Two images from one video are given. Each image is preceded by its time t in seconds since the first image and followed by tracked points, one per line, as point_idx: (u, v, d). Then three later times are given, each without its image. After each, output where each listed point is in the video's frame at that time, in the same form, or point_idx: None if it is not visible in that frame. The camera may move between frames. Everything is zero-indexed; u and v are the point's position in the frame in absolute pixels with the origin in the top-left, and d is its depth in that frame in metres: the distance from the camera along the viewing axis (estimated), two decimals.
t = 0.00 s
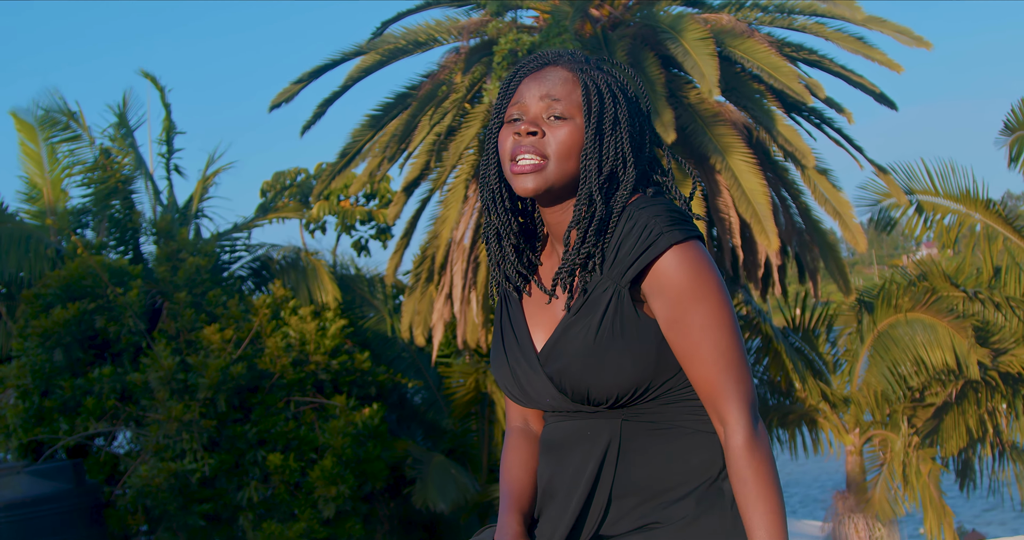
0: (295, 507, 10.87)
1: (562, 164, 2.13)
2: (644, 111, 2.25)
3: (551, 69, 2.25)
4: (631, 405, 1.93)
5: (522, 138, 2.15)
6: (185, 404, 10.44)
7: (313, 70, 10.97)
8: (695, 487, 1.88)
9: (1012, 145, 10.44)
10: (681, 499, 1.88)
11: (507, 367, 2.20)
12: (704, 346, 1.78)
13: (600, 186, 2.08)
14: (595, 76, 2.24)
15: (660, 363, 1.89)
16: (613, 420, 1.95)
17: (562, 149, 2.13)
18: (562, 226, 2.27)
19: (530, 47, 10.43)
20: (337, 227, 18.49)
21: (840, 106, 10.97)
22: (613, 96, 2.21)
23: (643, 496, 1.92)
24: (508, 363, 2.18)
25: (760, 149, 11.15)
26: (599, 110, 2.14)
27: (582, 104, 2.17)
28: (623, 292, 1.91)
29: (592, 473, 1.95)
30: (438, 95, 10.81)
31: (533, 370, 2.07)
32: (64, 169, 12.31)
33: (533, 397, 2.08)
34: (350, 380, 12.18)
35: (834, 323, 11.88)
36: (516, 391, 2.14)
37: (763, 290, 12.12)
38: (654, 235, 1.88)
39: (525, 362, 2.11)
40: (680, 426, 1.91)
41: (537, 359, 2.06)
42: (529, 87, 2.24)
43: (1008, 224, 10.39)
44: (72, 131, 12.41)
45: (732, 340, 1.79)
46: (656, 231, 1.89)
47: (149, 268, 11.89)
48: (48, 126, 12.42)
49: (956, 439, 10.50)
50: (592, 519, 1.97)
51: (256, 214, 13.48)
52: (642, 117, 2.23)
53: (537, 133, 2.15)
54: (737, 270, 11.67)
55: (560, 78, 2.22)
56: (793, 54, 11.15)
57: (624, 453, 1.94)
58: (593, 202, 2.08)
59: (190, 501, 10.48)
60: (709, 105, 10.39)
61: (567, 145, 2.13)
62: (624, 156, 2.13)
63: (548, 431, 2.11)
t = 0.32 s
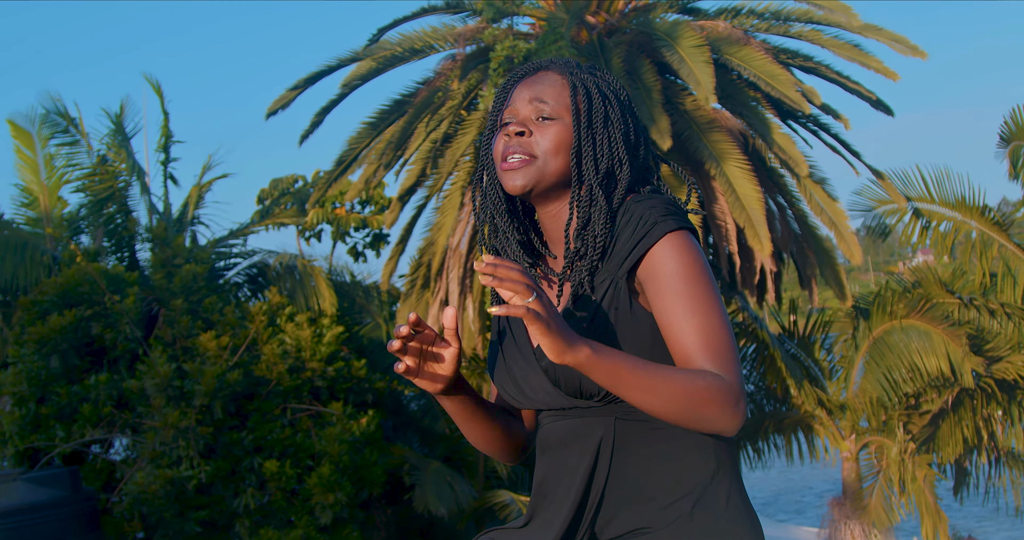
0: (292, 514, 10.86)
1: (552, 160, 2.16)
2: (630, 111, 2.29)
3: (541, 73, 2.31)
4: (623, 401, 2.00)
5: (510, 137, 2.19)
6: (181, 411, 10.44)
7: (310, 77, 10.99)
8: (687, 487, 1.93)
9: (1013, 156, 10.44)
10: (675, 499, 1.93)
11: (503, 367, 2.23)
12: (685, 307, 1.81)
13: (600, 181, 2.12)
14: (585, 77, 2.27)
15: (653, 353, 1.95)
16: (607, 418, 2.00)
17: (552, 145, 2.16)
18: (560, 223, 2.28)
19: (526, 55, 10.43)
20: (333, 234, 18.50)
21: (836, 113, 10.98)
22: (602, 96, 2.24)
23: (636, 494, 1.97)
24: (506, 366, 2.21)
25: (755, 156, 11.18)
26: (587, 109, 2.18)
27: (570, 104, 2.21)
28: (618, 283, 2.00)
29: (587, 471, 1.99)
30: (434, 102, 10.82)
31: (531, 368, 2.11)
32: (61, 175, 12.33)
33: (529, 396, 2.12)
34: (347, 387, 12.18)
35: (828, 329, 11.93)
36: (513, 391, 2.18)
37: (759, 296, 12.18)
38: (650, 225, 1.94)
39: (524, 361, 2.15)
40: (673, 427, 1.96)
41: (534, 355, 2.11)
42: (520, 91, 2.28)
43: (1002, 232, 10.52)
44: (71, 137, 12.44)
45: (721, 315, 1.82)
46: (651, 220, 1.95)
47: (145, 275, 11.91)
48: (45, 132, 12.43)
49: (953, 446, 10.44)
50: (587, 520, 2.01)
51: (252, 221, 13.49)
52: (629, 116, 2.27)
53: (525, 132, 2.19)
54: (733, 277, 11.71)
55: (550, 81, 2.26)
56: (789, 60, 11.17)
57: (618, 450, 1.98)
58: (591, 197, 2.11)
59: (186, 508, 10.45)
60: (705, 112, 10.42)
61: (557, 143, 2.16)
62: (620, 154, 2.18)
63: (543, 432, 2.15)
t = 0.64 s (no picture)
0: (288, 516, 10.87)
1: (546, 169, 2.15)
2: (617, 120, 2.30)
3: (527, 89, 2.32)
4: (618, 395, 2.01)
5: (504, 149, 2.17)
6: (178, 413, 10.44)
7: (306, 80, 11.00)
8: (678, 486, 1.92)
9: (1001, 159, 10.42)
10: (664, 496, 1.93)
11: (507, 371, 2.25)
12: (669, 301, 1.81)
13: (591, 182, 2.11)
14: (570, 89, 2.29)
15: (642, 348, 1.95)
16: (602, 411, 2.02)
17: (545, 155, 2.16)
18: (559, 233, 2.27)
19: (523, 57, 10.43)
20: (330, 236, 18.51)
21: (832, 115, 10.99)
22: (589, 106, 2.26)
23: (628, 489, 1.97)
24: (507, 365, 2.23)
25: (751, 158, 11.19)
26: (575, 116, 2.18)
27: (559, 114, 2.21)
28: (608, 277, 2.00)
29: (578, 463, 2.01)
30: (430, 104, 10.83)
31: (530, 365, 2.13)
32: (57, 177, 12.33)
33: (528, 393, 2.15)
34: (343, 390, 12.18)
35: (825, 332, 11.94)
36: (514, 390, 2.20)
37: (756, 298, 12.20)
38: (642, 222, 1.95)
39: (521, 358, 2.17)
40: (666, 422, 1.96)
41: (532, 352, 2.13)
42: (509, 107, 2.28)
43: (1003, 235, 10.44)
44: (71, 136, 12.44)
45: (706, 315, 1.80)
46: (643, 218, 1.96)
47: (142, 277, 11.91)
48: (42, 134, 12.44)
49: (949, 450, 10.52)
50: (578, 510, 2.03)
51: (248, 222, 13.49)
52: (616, 123, 2.27)
53: (517, 144, 2.18)
54: (729, 279, 11.71)
55: (535, 95, 2.26)
56: (786, 63, 11.18)
57: (610, 443, 2.00)
58: (586, 198, 2.11)
59: (182, 510, 10.44)
60: (702, 114, 10.43)
61: (550, 152, 2.16)
62: (611, 157, 2.16)
63: (544, 429, 2.18)
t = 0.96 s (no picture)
0: (285, 516, 10.87)
1: (546, 171, 2.15)
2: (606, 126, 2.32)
3: (517, 98, 2.33)
4: (611, 388, 2.04)
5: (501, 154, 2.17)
6: (175, 413, 10.44)
7: (304, 80, 10.99)
8: (673, 480, 1.94)
9: (997, 161, 10.40)
10: (660, 490, 1.94)
11: (502, 371, 2.28)
12: (663, 281, 1.81)
13: (587, 180, 2.12)
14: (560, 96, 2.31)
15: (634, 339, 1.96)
16: (596, 404, 2.05)
17: (544, 156, 2.16)
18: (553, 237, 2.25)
19: (521, 58, 10.42)
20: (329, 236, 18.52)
21: (830, 116, 11.00)
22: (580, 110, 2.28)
23: (622, 482, 1.99)
24: (502, 363, 2.27)
25: (750, 159, 11.19)
26: (569, 118, 2.20)
27: (553, 118, 2.22)
28: (599, 267, 2.01)
29: (572, 456, 2.04)
30: (428, 105, 10.83)
31: (524, 360, 2.18)
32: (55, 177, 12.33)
33: (524, 388, 2.19)
34: (340, 390, 12.19)
35: (823, 333, 11.95)
36: (509, 387, 2.24)
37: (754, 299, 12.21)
38: (632, 213, 1.97)
39: (517, 354, 2.21)
40: (661, 415, 1.99)
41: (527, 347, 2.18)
42: (502, 115, 2.29)
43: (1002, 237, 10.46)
44: (70, 135, 12.45)
45: (699, 297, 1.81)
46: (634, 209, 1.98)
47: (140, 277, 11.92)
48: (40, 134, 12.44)
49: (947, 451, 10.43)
50: (572, 506, 2.05)
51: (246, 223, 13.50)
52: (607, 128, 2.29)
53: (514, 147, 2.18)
54: (727, 280, 11.72)
55: (526, 103, 2.27)
56: (784, 64, 11.18)
57: (604, 436, 2.03)
58: (581, 195, 2.10)
59: (179, 510, 10.44)
60: (699, 115, 10.43)
61: (547, 155, 2.16)
62: (602, 158, 2.19)
63: (539, 425, 2.21)
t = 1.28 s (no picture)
0: (282, 515, 10.87)
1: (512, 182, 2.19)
2: (594, 119, 2.28)
3: (502, 105, 2.37)
4: (609, 393, 2.04)
5: (475, 172, 2.26)
6: (172, 411, 10.42)
7: (302, 78, 10.99)
8: (671, 483, 1.94)
9: (998, 158, 10.42)
10: (657, 494, 1.95)
11: (500, 376, 2.29)
12: (670, 289, 1.85)
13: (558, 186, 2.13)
14: (539, 98, 2.32)
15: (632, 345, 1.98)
16: (593, 408, 2.05)
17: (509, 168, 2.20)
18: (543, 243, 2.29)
19: (519, 57, 10.41)
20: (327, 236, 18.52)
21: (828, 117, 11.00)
22: (555, 111, 2.28)
23: (619, 485, 2.00)
24: (499, 366, 2.29)
25: (748, 159, 11.20)
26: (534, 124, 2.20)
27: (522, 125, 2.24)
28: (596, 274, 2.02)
29: (569, 459, 2.05)
30: (427, 103, 10.82)
31: (521, 364, 2.19)
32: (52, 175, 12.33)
33: (521, 392, 2.20)
34: (338, 388, 12.21)
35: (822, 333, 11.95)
36: (506, 391, 2.26)
37: (751, 299, 12.21)
38: (629, 219, 2.00)
39: (514, 360, 2.22)
40: (659, 419, 1.99)
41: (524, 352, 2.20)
42: (483, 127, 2.35)
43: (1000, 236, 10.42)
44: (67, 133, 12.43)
45: (701, 299, 1.86)
46: (631, 215, 2.01)
47: (138, 275, 11.92)
48: (36, 132, 12.43)
49: (944, 450, 10.42)
50: (570, 507, 2.07)
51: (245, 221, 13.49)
52: (593, 123, 2.26)
53: (485, 163, 2.24)
54: (725, 280, 11.73)
55: (504, 112, 2.31)
56: (783, 64, 11.18)
57: (602, 440, 2.03)
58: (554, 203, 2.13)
59: (176, 508, 10.43)
60: (697, 115, 10.44)
61: (513, 166, 2.20)
62: (580, 157, 2.17)
63: (538, 427, 2.22)
